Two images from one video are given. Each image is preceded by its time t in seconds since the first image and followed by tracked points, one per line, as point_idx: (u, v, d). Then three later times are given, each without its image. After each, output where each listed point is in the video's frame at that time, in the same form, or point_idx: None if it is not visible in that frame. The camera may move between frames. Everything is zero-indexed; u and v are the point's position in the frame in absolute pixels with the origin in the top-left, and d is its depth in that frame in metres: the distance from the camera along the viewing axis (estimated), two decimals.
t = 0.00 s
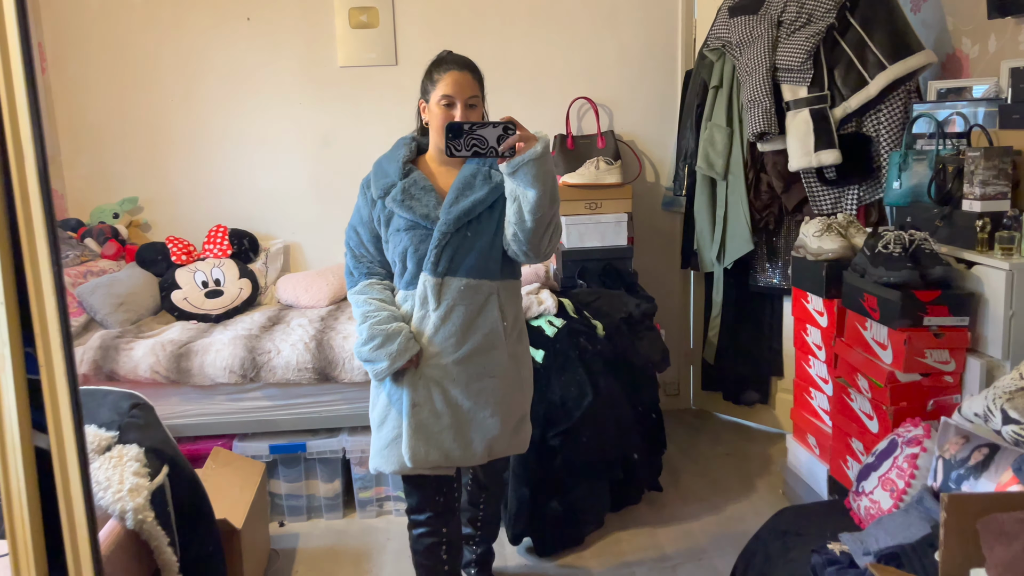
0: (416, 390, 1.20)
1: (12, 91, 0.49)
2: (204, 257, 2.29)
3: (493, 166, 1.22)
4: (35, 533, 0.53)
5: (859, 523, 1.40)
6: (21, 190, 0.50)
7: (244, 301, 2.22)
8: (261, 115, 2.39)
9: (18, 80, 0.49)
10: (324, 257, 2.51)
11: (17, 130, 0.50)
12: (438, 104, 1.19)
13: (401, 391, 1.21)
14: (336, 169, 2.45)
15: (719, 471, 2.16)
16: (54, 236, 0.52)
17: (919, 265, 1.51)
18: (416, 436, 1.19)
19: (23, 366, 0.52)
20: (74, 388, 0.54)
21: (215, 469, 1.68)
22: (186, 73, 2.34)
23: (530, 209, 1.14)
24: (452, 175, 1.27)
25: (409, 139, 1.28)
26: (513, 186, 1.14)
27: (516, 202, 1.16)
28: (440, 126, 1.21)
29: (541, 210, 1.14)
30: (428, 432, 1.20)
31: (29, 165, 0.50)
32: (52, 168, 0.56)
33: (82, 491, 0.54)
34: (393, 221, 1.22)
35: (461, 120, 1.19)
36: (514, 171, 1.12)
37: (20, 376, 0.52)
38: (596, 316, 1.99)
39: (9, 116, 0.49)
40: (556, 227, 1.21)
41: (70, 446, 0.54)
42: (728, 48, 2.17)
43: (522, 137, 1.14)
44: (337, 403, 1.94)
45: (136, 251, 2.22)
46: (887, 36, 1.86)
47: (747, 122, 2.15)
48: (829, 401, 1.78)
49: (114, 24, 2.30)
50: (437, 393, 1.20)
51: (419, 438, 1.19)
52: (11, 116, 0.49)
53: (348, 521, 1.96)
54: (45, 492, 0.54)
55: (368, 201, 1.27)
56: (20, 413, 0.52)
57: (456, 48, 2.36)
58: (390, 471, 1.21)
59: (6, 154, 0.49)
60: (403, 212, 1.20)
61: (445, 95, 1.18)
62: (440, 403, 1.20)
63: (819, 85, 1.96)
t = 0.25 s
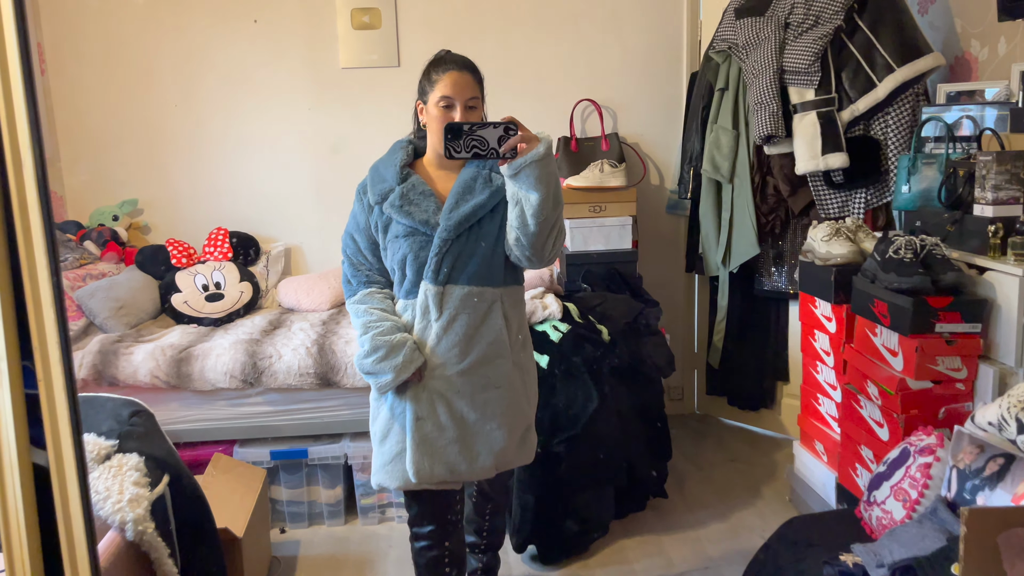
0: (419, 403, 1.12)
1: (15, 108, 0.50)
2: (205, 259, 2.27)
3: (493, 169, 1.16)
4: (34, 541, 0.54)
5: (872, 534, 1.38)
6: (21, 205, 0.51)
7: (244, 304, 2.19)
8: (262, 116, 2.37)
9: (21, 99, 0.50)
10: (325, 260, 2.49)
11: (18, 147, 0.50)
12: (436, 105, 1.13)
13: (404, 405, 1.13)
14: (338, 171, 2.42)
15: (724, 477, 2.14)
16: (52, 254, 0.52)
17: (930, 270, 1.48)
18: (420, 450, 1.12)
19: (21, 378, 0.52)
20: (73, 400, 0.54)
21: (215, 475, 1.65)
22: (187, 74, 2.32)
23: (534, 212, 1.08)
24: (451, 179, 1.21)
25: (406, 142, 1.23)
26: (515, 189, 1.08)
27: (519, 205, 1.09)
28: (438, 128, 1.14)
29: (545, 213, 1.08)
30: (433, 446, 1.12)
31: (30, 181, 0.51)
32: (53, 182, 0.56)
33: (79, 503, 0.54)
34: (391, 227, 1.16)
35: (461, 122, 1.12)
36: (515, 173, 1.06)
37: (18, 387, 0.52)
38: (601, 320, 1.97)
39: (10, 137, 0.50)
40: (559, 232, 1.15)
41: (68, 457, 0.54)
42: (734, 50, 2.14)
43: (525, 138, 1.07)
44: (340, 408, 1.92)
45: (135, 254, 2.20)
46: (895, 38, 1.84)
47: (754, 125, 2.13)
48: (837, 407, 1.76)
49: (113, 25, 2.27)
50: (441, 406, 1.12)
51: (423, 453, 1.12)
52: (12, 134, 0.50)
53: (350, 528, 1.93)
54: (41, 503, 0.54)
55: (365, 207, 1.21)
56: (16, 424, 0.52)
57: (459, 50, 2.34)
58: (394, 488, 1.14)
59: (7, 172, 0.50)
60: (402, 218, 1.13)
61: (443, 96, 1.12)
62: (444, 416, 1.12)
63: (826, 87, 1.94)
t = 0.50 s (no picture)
0: (421, 409, 1.10)
1: (16, 103, 0.48)
2: (206, 259, 2.25)
3: (495, 168, 1.14)
4: (35, 549, 0.52)
5: (883, 538, 1.37)
6: (22, 202, 0.49)
7: (246, 305, 2.17)
8: (264, 115, 2.35)
9: (23, 93, 0.48)
10: (327, 260, 2.47)
11: (20, 143, 0.49)
12: (435, 103, 1.10)
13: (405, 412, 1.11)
14: (340, 170, 2.40)
15: (730, 479, 2.12)
16: (55, 253, 0.51)
17: (941, 270, 1.46)
18: (424, 458, 1.09)
19: (22, 380, 0.50)
20: (76, 403, 0.53)
21: (217, 478, 1.64)
22: (188, 73, 2.30)
23: (537, 213, 1.05)
24: (451, 181, 1.18)
25: (405, 142, 1.20)
26: (518, 190, 1.06)
27: (522, 207, 1.07)
28: (438, 128, 1.11)
29: (548, 214, 1.06)
30: (437, 454, 1.10)
31: (32, 177, 0.49)
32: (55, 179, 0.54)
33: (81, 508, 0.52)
34: (391, 231, 1.13)
35: (463, 121, 1.09)
36: (518, 172, 1.04)
37: (19, 391, 0.50)
38: (606, 321, 1.95)
39: (11, 133, 0.48)
40: (563, 234, 1.13)
41: (71, 462, 0.52)
42: (740, 48, 2.12)
43: (528, 138, 1.05)
44: (343, 410, 1.90)
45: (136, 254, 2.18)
46: (903, 36, 1.81)
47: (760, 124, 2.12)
48: (846, 409, 1.74)
49: (115, 22, 2.26)
50: (444, 414, 1.10)
51: (427, 461, 1.09)
52: (13, 129, 0.48)
53: (353, 530, 1.92)
54: (44, 509, 0.52)
55: (365, 209, 1.19)
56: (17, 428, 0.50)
57: (462, 48, 2.32)
58: (398, 497, 1.12)
59: (7, 167, 0.48)
60: (401, 220, 1.11)
61: (444, 94, 1.09)
62: (448, 423, 1.10)
63: (833, 86, 1.92)
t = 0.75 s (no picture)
0: (422, 414, 1.09)
1: (12, 104, 0.47)
2: (206, 259, 2.24)
3: (496, 169, 1.13)
4: (33, 556, 0.51)
5: (888, 540, 1.36)
6: (18, 202, 0.48)
7: (246, 305, 2.17)
8: (265, 115, 2.34)
9: (19, 93, 0.47)
10: (328, 260, 2.46)
11: (16, 144, 0.48)
12: (438, 103, 1.09)
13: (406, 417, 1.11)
14: (341, 170, 2.39)
15: (733, 480, 2.11)
16: (51, 254, 0.50)
17: (945, 271, 1.45)
18: (425, 463, 1.08)
19: (18, 385, 0.49)
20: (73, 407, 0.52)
21: (217, 479, 1.63)
22: (188, 72, 2.29)
23: (538, 214, 1.04)
24: (449, 185, 1.17)
25: (402, 146, 1.20)
26: (519, 191, 1.05)
27: (522, 208, 1.06)
28: (440, 128, 1.10)
29: (549, 215, 1.05)
30: (438, 460, 1.09)
31: (28, 178, 0.48)
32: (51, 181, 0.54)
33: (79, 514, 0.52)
34: (390, 234, 1.13)
35: (464, 121, 1.08)
36: (518, 173, 1.03)
37: (14, 395, 0.49)
38: (608, 321, 1.94)
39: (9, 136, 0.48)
40: (564, 236, 1.12)
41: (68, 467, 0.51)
42: (743, 47, 2.12)
43: (529, 138, 1.05)
44: (344, 410, 1.89)
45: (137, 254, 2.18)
46: (907, 36, 1.80)
47: (763, 123, 2.10)
48: (849, 410, 1.74)
49: (115, 22, 2.25)
50: (445, 419, 1.09)
51: (428, 466, 1.08)
52: (8, 128, 0.47)
53: (353, 531, 1.91)
54: (41, 516, 0.51)
55: (362, 213, 1.18)
56: (14, 433, 0.49)
57: (463, 47, 2.31)
58: (399, 503, 1.11)
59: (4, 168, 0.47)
60: (400, 223, 1.10)
61: (448, 95, 1.08)
62: (449, 428, 1.09)
63: (837, 86, 1.91)
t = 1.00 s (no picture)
0: (421, 413, 1.09)
1: (10, 103, 0.47)
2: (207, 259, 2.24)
3: (497, 169, 1.13)
4: (31, 555, 0.51)
5: (891, 541, 1.35)
6: (16, 201, 0.48)
7: (248, 305, 2.17)
8: (266, 114, 2.34)
9: (17, 92, 0.47)
10: (329, 260, 2.46)
11: (14, 143, 0.48)
12: (440, 103, 1.08)
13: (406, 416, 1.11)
14: (342, 170, 2.39)
15: (734, 480, 2.11)
16: (50, 253, 0.50)
17: (949, 271, 1.44)
18: (423, 464, 1.08)
19: (16, 385, 0.49)
20: (71, 407, 0.52)
21: (219, 478, 1.63)
22: (189, 71, 2.29)
23: (539, 215, 1.04)
24: (454, 182, 1.17)
25: (405, 145, 1.19)
26: (520, 192, 1.04)
27: (523, 209, 1.06)
28: (442, 129, 1.10)
29: (551, 216, 1.04)
30: (436, 460, 1.09)
31: (26, 177, 0.48)
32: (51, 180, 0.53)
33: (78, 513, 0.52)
34: (392, 234, 1.13)
35: (466, 121, 1.08)
36: (521, 174, 1.03)
37: (13, 395, 0.49)
38: (610, 320, 1.94)
39: (7, 135, 0.47)
40: (565, 236, 1.11)
41: (67, 467, 0.51)
42: (745, 46, 2.11)
43: (531, 138, 1.04)
44: (345, 410, 1.89)
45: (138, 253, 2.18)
46: (909, 34, 1.80)
47: (765, 123, 2.10)
48: (852, 410, 1.73)
49: (117, 21, 2.25)
50: (444, 419, 1.09)
51: (426, 467, 1.08)
52: (7, 126, 0.47)
53: (354, 531, 1.91)
54: (40, 515, 0.51)
55: (364, 211, 1.18)
56: (12, 433, 0.49)
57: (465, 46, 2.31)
58: (397, 504, 1.11)
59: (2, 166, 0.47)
60: (401, 222, 1.09)
61: (449, 96, 1.07)
62: (448, 429, 1.09)
63: (839, 85, 1.90)
